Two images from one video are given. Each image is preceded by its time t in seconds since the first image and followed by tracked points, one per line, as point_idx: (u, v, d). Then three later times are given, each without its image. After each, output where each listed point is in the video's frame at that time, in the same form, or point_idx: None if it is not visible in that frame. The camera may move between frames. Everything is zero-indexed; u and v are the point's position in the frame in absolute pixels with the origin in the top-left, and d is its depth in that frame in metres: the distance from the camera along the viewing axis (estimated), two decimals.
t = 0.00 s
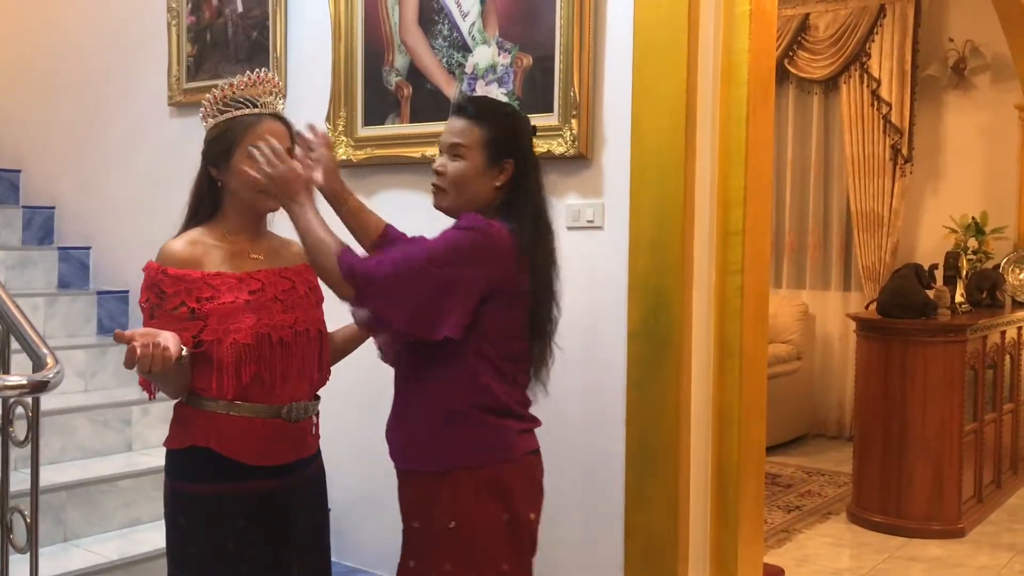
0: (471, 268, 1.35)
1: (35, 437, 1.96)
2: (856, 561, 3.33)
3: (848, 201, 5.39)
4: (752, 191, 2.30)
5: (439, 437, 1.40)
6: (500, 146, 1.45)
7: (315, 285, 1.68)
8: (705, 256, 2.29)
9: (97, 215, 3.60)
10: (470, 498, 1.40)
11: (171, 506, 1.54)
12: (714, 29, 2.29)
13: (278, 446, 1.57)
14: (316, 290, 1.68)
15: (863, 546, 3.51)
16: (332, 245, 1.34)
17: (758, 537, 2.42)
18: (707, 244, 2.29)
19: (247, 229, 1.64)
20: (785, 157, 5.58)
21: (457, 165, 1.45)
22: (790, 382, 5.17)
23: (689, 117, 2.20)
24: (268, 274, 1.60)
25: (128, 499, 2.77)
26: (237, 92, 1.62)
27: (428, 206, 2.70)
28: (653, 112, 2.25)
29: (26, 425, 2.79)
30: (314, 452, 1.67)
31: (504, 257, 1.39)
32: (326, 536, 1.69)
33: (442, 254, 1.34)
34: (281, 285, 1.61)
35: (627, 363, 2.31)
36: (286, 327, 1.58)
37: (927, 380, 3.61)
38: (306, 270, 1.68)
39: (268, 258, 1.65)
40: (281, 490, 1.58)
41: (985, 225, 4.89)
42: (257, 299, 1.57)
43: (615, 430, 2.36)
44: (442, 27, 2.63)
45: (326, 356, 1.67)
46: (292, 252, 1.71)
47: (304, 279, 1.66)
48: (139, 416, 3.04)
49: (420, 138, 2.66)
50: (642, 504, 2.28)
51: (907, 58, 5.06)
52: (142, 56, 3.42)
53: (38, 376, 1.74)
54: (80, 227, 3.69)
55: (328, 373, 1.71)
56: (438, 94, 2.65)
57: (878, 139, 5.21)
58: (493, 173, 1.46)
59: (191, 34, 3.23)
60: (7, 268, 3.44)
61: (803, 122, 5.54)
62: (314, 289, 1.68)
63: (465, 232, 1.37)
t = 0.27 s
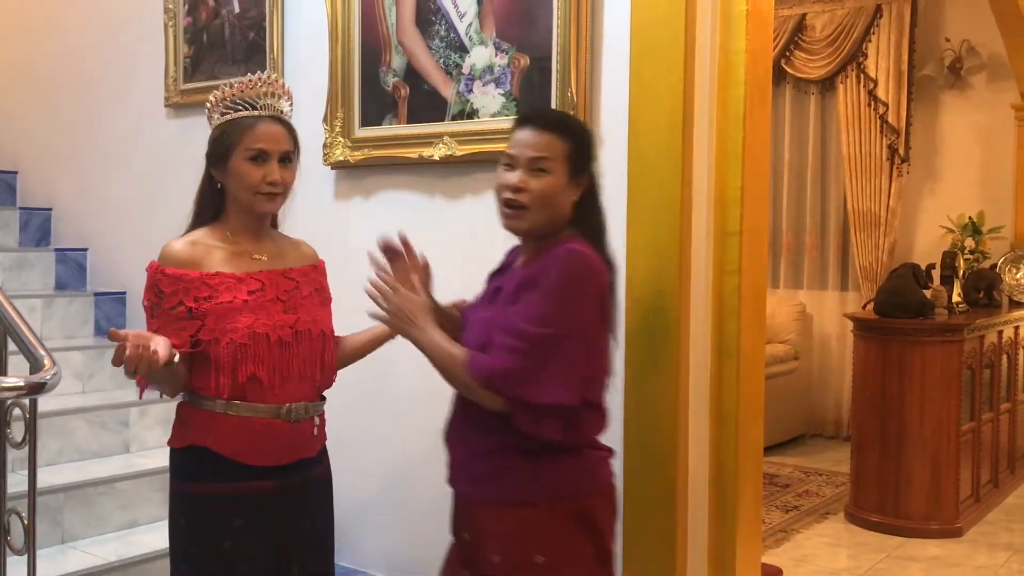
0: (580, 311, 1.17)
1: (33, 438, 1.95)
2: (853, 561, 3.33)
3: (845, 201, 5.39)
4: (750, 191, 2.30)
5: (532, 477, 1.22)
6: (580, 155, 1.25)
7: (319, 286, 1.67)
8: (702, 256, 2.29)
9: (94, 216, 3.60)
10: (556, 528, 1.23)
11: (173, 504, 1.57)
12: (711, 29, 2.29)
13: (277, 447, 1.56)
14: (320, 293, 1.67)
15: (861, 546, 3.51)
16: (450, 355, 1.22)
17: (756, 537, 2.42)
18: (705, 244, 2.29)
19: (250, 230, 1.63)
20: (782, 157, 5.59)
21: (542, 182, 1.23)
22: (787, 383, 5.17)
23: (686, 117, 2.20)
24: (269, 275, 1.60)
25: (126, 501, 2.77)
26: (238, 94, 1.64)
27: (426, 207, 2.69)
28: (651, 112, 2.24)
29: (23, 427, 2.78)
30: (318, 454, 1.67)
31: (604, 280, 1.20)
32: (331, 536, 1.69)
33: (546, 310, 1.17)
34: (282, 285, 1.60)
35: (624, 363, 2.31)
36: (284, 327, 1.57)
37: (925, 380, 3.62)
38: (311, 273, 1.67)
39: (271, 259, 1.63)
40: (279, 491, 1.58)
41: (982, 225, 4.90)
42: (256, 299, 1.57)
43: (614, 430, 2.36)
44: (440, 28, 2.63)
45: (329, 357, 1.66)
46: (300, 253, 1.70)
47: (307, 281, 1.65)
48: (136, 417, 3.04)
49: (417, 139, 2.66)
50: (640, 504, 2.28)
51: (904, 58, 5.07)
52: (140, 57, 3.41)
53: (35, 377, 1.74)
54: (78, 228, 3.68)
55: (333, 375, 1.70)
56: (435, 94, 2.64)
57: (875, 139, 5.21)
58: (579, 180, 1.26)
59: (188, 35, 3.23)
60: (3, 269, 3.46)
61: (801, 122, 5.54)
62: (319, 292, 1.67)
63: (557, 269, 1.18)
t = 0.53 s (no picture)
0: (714, 305, 1.09)
1: (32, 438, 1.95)
2: (852, 561, 3.33)
3: (844, 201, 5.40)
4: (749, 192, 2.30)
5: (653, 493, 1.12)
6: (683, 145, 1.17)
7: (332, 288, 1.66)
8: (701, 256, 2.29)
9: (93, 216, 3.60)
10: (664, 535, 1.13)
11: (185, 500, 1.58)
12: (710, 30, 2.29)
13: (280, 446, 1.55)
14: (332, 295, 1.66)
15: (860, 546, 3.51)
16: (600, 408, 1.10)
17: (755, 536, 2.42)
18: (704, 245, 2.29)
19: (261, 230, 1.63)
20: (781, 158, 5.59)
21: (652, 175, 1.14)
22: (785, 383, 5.16)
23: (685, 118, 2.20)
24: (277, 275, 1.59)
25: (125, 501, 2.76)
26: (246, 97, 1.66)
27: (425, 206, 2.69)
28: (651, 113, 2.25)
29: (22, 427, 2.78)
30: (328, 454, 1.65)
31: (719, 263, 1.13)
32: (343, 539, 1.68)
33: (690, 321, 1.07)
34: (290, 286, 1.60)
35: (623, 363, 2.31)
36: (290, 328, 1.57)
37: (924, 380, 3.62)
38: (325, 275, 1.66)
39: (282, 259, 1.63)
40: (285, 490, 1.57)
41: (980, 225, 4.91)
42: (261, 299, 1.56)
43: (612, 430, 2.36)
44: (439, 28, 2.63)
45: (339, 359, 1.64)
46: (317, 255, 1.69)
47: (319, 283, 1.64)
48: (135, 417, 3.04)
49: (415, 139, 2.65)
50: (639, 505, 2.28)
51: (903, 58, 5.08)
52: (139, 56, 3.41)
53: (34, 377, 1.74)
54: (77, 228, 3.68)
55: (346, 377, 1.69)
56: (435, 94, 2.64)
57: (874, 140, 5.22)
58: (681, 173, 1.18)
59: (187, 35, 3.23)
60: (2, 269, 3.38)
61: (799, 122, 5.55)
62: (331, 294, 1.66)
63: (678, 269, 1.09)
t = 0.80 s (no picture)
0: (817, 309, 1.06)
1: (32, 437, 1.95)
2: (851, 562, 3.33)
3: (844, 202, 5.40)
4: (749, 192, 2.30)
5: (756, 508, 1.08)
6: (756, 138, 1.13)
7: (342, 291, 1.65)
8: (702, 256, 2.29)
9: (93, 215, 3.60)
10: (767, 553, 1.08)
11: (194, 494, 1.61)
12: (710, 29, 2.28)
13: (278, 448, 1.55)
14: (341, 299, 1.64)
15: (859, 547, 3.51)
16: (713, 425, 1.05)
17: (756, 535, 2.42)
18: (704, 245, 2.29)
19: (270, 233, 1.63)
20: (781, 159, 5.59)
21: (724, 173, 1.11)
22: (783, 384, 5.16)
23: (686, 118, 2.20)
24: (282, 279, 1.59)
25: (124, 500, 2.76)
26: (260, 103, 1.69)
27: (426, 205, 2.69)
28: (651, 114, 2.25)
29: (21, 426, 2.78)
30: (335, 456, 1.62)
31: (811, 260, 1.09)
32: (351, 541, 1.66)
33: (798, 329, 1.04)
34: (295, 290, 1.59)
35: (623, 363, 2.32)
36: (291, 333, 1.56)
37: (924, 382, 3.61)
38: (332, 281, 1.64)
39: (289, 261, 1.62)
40: (285, 491, 1.56)
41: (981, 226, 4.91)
42: (263, 303, 1.56)
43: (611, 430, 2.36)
44: (440, 27, 2.63)
45: (348, 366, 1.63)
46: (331, 258, 1.67)
47: (326, 287, 1.63)
48: (134, 416, 3.04)
49: (415, 138, 2.65)
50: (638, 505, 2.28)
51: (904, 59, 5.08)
52: (139, 55, 3.41)
53: (34, 376, 1.74)
54: (77, 227, 3.68)
55: (355, 382, 1.66)
56: (435, 94, 2.64)
57: (874, 141, 5.22)
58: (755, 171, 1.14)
59: (187, 34, 3.23)
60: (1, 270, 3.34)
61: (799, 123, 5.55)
62: (339, 298, 1.65)
63: (783, 272, 1.05)
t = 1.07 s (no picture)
0: (880, 313, 1.14)
1: (33, 435, 1.95)
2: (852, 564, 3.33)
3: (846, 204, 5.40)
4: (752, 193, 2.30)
5: (830, 506, 1.17)
6: (794, 146, 1.22)
7: (342, 293, 1.63)
8: (704, 256, 2.30)
9: (95, 214, 3.60)
10: (837, 555, 1.17)
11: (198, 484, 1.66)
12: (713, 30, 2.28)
13: (266, 448, 1.55)
14: (340, 301, 1.63)
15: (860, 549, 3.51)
16: (772, 428, 1.16)
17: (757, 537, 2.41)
18: (706, 246, 2.30)
19: (277, 233, 1.63)
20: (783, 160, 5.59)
21: (744, 174, 1.24)
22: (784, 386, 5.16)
23: (687, 118, 2.21)
24: (277, 279, 1.59)
25: (125, 499, 2.76)
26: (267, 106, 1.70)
27: (427, 205, 2.69)
28: (652, 114, 2.25)
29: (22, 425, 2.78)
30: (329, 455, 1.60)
31: (875, 267, 1.17)
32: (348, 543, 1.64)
33: (853, 337, 1.12)
34: (290, 290, 1.59)
35: (624, 363, 2.32)
36: (280, 334, 1.56)
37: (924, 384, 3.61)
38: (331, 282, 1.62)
39: (292, 262, 1.62)
40: (272, 489, 1.57)
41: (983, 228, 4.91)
42: (255, 303, 1.57)
43: (611, 430, 2.36)
44: (441, 28, 2.63)
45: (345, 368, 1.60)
46: (339, 261, 1.66)
47: (323, 289, 1.61)
48: (135, 416, 3.04)
49: (417, 138, 2.65)
50: (639, 504, 2.28)
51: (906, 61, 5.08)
52: (141, 54, 3.41)
53: (35, 375, 1.74)
54: (79, 227, 3.68)
55: (354, 386, 1.63)
56: (437, 94, 2.64)
57: (876, 143, 5.20)
58: (786, 177, 1.23)
59: (189, 33, 3.23)
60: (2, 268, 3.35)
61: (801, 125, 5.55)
62: (338, 300, 1.63)
63: (842, 283, 1.13)
